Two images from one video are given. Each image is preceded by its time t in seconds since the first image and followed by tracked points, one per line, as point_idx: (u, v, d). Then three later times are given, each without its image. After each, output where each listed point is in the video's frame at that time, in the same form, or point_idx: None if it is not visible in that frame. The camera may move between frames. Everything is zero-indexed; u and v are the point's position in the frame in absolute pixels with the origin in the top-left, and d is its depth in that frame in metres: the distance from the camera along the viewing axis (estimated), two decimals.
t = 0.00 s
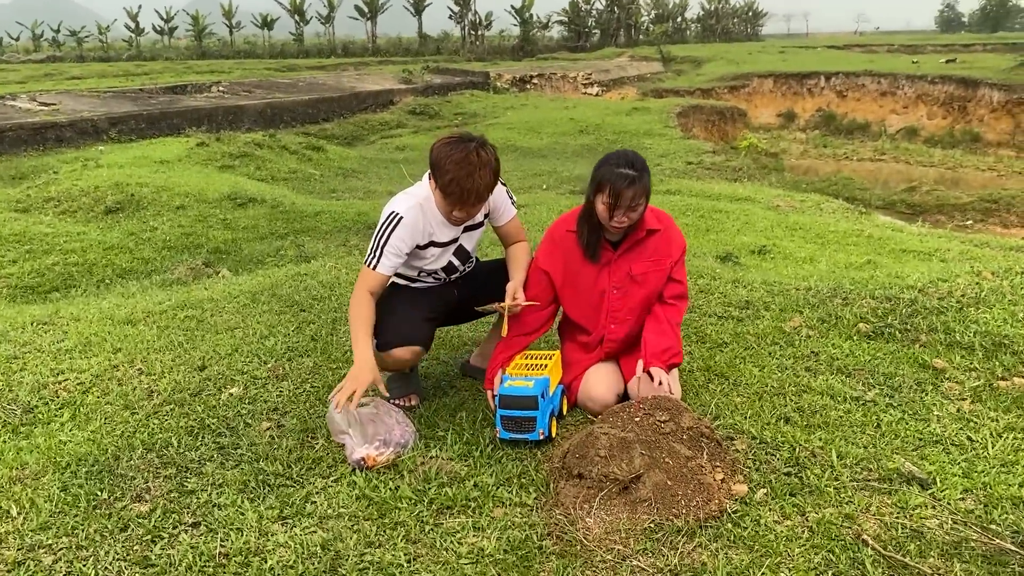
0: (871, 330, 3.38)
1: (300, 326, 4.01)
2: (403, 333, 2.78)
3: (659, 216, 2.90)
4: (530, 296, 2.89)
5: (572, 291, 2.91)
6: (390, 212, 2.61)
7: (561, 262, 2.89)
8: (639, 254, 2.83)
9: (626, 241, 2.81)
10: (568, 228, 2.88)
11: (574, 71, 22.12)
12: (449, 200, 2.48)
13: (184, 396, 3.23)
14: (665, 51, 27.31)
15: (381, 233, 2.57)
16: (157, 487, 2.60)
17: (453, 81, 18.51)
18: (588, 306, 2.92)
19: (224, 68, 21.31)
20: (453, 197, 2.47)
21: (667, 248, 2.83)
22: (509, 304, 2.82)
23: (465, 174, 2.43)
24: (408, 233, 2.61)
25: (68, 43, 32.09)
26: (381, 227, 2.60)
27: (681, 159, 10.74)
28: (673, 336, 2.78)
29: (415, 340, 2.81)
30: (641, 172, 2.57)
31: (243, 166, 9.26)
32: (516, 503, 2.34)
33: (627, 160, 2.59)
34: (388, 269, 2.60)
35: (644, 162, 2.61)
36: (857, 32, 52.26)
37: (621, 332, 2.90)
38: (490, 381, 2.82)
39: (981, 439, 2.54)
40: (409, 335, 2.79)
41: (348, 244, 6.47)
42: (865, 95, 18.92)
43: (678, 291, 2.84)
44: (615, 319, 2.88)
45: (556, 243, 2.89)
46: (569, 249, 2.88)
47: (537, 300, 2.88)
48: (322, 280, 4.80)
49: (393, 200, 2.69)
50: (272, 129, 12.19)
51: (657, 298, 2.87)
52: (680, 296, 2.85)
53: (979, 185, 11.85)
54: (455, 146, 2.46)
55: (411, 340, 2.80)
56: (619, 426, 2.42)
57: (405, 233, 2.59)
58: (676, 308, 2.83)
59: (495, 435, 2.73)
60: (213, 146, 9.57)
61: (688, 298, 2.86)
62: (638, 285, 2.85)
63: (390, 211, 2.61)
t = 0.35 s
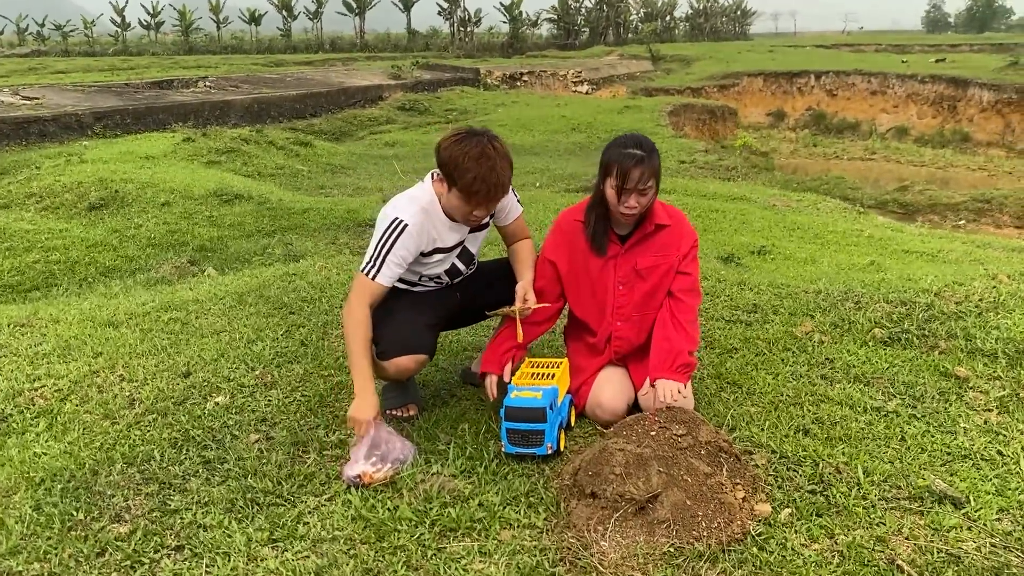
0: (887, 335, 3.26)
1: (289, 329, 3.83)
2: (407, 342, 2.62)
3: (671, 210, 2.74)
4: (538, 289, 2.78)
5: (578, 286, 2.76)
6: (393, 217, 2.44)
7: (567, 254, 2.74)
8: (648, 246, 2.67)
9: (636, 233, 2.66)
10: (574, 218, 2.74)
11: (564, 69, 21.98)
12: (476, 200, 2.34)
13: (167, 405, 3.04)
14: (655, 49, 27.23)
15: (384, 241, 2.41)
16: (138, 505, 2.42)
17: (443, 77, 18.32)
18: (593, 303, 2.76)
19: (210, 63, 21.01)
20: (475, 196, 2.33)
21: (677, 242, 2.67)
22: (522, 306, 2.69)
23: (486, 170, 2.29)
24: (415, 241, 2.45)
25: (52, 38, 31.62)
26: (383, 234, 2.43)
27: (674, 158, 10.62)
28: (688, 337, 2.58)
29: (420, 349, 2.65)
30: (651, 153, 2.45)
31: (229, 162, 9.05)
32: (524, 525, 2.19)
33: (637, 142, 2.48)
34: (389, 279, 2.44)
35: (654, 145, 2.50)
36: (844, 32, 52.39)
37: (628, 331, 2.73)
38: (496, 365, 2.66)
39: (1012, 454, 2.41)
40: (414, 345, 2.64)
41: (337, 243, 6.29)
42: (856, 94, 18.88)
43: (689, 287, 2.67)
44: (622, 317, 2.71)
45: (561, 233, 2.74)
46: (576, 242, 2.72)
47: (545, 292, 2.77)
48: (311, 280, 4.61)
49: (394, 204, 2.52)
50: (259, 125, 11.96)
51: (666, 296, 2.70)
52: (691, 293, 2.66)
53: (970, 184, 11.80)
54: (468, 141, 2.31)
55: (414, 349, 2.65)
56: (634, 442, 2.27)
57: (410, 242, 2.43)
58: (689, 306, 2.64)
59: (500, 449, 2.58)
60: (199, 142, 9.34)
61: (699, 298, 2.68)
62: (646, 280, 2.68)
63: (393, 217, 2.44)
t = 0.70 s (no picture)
0: (900, 344, 3.18)
1: (281, 335, 3.66)
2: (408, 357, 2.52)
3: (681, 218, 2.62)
4: (547, 297, 2.70)
5: (582, 293, 2.66)
6: (404, 213, 2.35)
7: (572, 261, 2.65)
8: (654, 256, 2.55)
9: (642, 241, 2.54)
10: (580, 223, 2.64)
11: (555, 70, 21.89)
12: (499, 191, 2.27)
13: (154, 416, 2.84)
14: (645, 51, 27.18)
15: (396, 236, 2.30)
16: (123, 525, 2.25)
17: (433, 77, 18.16)
18: (597, 311, 2.65)
19: (197, 62, 20.75)
20: (500, 187, 2.26)
21: (686, 251, 2.55)
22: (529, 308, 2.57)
23: (512, 160, 2.24)
24: (428, 236, 2.36)
25: (37, 36, 31.21)
26: (394, 229, 2.33)
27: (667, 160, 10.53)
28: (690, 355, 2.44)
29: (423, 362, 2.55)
30: (660, 158, 2.34)
31: (217, 161, 8.87)
32: (534, 548, 2.07)
33: (646, 146, 2.37)
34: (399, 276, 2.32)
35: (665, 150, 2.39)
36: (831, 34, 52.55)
37: (633, 343, 2.62)
38: (551, 345, 2.59)
39: None
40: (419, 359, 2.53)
41: (329, 245, 6.14)
42: (846, 96, 18.88)
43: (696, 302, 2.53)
44: (627, 328, 2.60)
45: (566, 238, 2.66)
46: (581, 248, 2.63)
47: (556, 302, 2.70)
48: (304, 284, 4.46)
49: (403, 200, 2.43)
50: (248, 124, 11.76)
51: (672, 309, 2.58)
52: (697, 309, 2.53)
53: (961, 188, 11.78)
54: (489, 132, 2.25)
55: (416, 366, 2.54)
56: (650, 460, 2.18)
57: (422, 236, 2.33)
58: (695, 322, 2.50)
59: (506, 465, 2.46)
60: (186, 142, 9.15)
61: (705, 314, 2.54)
62: (651, 291, 2.57)
63: (405, 211, 2.35)
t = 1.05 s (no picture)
0: (904, 349, 3.18)
1: (281, 338, 3.62)
2: (412, 361, 2.47)
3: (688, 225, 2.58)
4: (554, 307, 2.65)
5: (588, 305, 2.63)
6: (407, 213, 2.33)
7: (575, 271, 2.62)
8: (662, 266, 2.52)
9: (649, 251, 2.51)
10: (583, 232, 2.61)
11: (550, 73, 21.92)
12: (499, 189, 2.24)
13: (152, 420, 2.79)
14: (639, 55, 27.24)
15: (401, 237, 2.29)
16: (123, 531, 2.20)
17: (428, 79, 18.14)
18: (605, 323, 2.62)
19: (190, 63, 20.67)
20: (504, 184, 2.23)
21: (695, 261, 2.51)
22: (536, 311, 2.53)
23: (516, 157, 2.21)
24: (432, 236, 2.34)
25: (29, 36, 31.05)
26: (399, 231, 2.31)
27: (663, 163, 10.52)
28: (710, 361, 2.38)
29: (424, 366, 2.49)
30: (666, 168, 2.31)
31: (211, 163, 8.82)
32: (541, 555, 2.05)
33: (651, 154, 2.34)
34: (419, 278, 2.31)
35: (670, 158, 2.35)
36: (824, 38, 52.69)
37: (641, 355, 2.59)
38: (563, 345, 2.57)
39: None
40: (419, 363, 2.48)
41: (325, 247, 6.11)
42: (839, 100, 18.95)
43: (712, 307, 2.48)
44: (637, 339, 2.57)
45: (569, 249, 2.62)
46: (585, 258, 2.60)
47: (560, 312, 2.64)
48: (302, 286, 4.43)
49: (405, 200, 2.41)
50: (242, 126, 11.71)
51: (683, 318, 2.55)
52: (713, 314, 2.48)
53: (954, 192, 11.80)
54: (492, 129, 2.23)
55: (416, 369, 2.49)
56: (658, 466, 2.16)
57: (427, 236, 2.32)
58: (713, 328, 2.45)
59: (511, 471, 2.43)
60: (180, 143, 9.09)
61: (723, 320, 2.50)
62: (659, 301, 2.54)
63: (408, 211, 2.33)
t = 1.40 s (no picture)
0: (904, 351, 3.18)
1: (281, 339, 3.61)
2: (413, 365, 2.46)
3: (692, 233, 2.58)
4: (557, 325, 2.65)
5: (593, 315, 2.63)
6: (409, 215, 2.33)
7: (580, 282, 2.62)
8: (667, 274, 2.52)
9: (652, 261, 2.51)
10: (587, 244, 2.61)
11: (547, 75, 21.94)
12: (504, 191, 2.24)
13: (153, 421, 2.78)
14: (637, 58, 27.29)
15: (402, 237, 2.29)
16: (124, 532, 2.19)
17: (426, 81, 18.14)
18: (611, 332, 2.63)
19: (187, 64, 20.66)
20: (506, 186, 2.23)
21: (699, 270, 2.52)
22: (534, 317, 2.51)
23: (518, 160, 2.21)
24: (434, 236, 2.33)
25: (27, 37, 31.01)
26: (400, 232, 2.32)
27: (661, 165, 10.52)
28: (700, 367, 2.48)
29: (423, 371, 2.48)
30: (660, 174, 2.32)
31: (210, 164, 8.81)
32: (544, 557, 2.04)
33: (647, 161, 2.34)
34: (431, 278, 2.31)
35: (669, 165, 2.35)
36: (821, 40, 52.53)
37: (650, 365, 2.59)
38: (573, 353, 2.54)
39: None
40: (419, 367, 2.47)
41: (324, 248, 6.10)
42: (837, 104, 19.00)
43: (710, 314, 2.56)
44: (646, 349, 2.57)
45: (574, 259, 2.63)
46: (589, 269, 2.61)
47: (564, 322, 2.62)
48: (302, 287, 4.42)
49: (407, 201, 2.41)
50: (240, 127, 11.70)
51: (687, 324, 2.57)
52: (716, 325, 2.57)
53: (951, 196, 11.81)
54: (494, 131, 2.23)
55: (418, 373, 2.48)
56: (662, 468, 2.15)
57: (429, 237, 2.31)
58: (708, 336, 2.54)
59: (513, 472, 2.42)
60: (178, 144, 9.08)
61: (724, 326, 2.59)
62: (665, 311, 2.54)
63: (410, 212, 2.33)
